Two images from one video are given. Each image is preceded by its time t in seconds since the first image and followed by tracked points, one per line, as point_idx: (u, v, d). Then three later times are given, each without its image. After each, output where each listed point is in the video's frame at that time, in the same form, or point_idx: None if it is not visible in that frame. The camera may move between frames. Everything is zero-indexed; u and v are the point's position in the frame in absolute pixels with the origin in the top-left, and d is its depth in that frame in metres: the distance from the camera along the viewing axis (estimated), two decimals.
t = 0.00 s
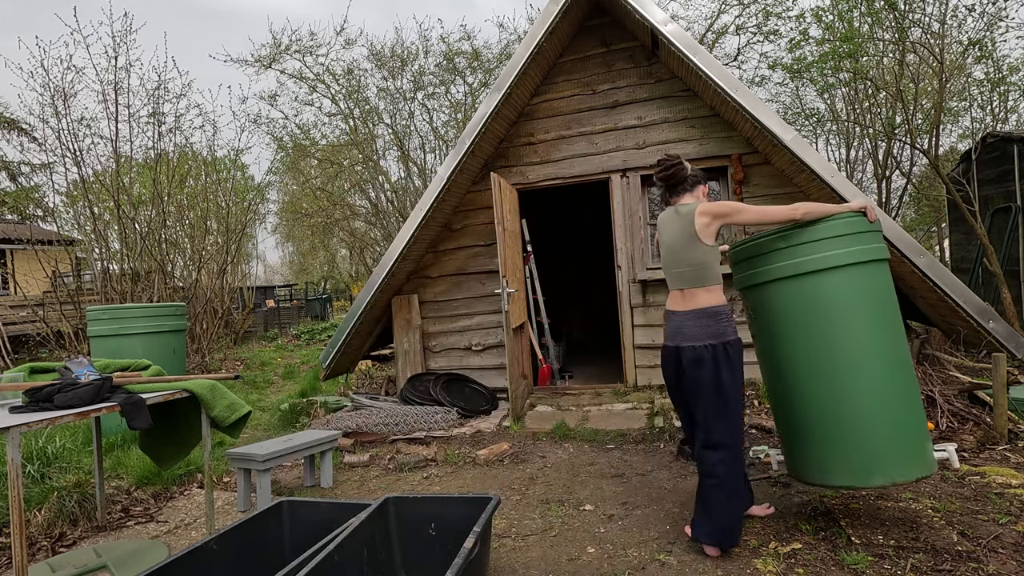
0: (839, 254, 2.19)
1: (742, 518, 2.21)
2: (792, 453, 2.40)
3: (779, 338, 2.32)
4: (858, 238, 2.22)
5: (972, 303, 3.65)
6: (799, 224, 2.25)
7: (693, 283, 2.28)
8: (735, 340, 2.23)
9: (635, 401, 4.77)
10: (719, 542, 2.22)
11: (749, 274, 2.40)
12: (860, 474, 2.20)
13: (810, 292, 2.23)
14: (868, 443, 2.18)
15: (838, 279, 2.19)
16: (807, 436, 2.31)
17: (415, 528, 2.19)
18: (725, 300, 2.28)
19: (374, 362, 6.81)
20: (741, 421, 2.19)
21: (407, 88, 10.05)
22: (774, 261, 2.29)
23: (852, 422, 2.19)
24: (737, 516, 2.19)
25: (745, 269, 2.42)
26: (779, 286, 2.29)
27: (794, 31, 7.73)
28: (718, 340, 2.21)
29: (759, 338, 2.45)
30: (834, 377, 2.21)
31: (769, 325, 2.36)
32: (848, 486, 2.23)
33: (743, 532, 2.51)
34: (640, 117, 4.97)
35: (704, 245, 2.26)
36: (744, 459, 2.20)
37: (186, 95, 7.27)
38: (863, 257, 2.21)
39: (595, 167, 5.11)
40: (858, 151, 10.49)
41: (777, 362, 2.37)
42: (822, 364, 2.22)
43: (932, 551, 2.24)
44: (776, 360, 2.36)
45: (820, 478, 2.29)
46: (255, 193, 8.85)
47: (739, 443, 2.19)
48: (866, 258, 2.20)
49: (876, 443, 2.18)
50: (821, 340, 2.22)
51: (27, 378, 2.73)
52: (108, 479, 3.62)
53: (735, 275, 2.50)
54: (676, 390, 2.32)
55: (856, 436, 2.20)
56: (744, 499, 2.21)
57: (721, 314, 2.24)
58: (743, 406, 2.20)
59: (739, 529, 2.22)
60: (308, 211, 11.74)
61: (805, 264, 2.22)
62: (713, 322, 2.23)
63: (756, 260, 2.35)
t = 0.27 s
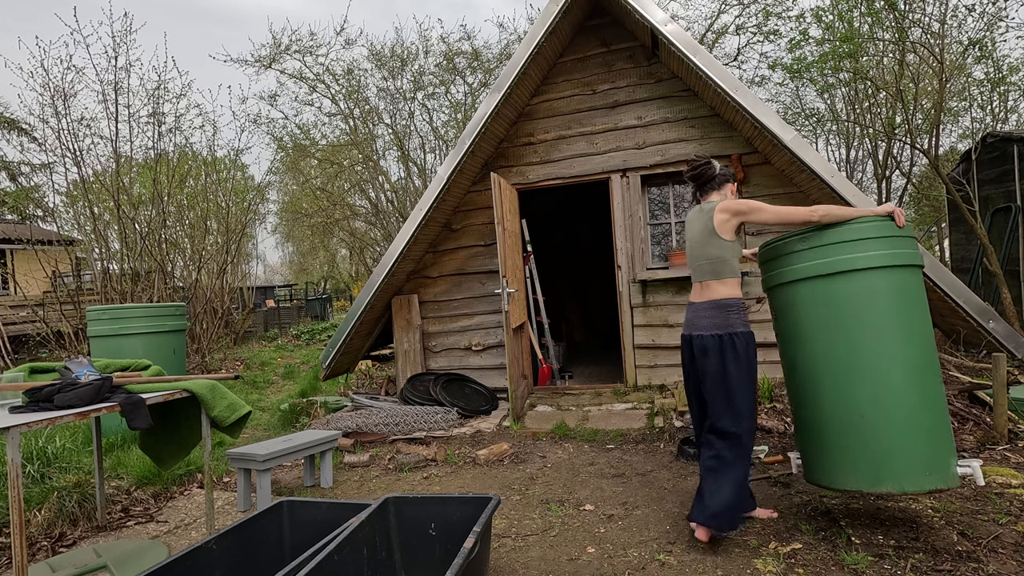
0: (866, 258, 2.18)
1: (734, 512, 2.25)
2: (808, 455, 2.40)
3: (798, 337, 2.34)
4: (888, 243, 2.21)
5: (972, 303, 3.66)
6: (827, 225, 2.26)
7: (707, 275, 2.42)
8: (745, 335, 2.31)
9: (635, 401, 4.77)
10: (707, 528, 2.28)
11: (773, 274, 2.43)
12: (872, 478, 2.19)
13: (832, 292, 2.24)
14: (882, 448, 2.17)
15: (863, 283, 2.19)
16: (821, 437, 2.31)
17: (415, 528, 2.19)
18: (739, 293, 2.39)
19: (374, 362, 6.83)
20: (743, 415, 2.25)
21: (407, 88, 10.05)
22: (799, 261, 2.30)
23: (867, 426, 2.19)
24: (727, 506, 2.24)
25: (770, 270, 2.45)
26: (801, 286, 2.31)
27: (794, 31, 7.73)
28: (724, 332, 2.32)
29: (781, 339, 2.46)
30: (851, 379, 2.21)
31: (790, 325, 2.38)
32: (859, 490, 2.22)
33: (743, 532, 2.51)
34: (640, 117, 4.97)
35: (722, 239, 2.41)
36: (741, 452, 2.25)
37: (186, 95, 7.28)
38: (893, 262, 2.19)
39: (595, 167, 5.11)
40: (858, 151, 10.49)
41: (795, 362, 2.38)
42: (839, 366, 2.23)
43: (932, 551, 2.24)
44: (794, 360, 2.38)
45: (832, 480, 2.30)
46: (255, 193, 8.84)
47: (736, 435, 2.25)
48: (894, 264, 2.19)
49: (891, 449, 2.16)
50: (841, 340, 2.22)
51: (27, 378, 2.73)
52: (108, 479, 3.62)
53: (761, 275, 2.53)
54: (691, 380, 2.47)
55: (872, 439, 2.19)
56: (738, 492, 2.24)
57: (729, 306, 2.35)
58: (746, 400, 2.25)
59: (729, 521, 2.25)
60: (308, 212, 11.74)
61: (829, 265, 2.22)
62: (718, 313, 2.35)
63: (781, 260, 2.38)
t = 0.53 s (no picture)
0: (891, 283, 2.15)
1: (697, 494, 2.33)
2: (819, 473, 2.42)
3: (814, 357, 2.35)
4: (914, 268, 2.17)
5: (972, 303, 3.66)
6: (853, 246, 2.22)
7: (717, 267, 2.48)
8: (741, 329, 2.36)
9: (635, 401, 4.78)
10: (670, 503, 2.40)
11: (791, 291, 2.41)
12: (880, 500, 2.21)
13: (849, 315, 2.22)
14: (892, 472, 2.18)
15: (885, 307, 2.17)
16: (831, 456, 2.33)
17: (415, 528, 2.19)
18: (746, 289, 2.44)
19: (374, 362, 6.84)
20: (726, 404, 2.31)
21: (407, 88, 10.05)
22: (820, 280, 2.28)
23: (878, 449, 2.20)
24: (690, 486, 2.33)
25: (789, 288, 2.44)
26: (821, 305, 2.30)
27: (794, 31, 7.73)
28: (722, 322, 2.37)
29: (797, 356, 2.46)
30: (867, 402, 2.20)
31: (807, 343, 2.38)
32: (866, 510, 2.24)
33: (743, 532, 2.51)
34: (640, 117, 4.97)
35: (738, 233, 2.46)
36: (715, 439, 2.32)
37: (186, 95, 7.28)
38: (914, 287, 2.16)
39: (595, 167, 5.10)
40: (858, 151, 10.50)
41: (810, 381, 2.39)
42: (854, 388, 2.23)
43: (932, 551, 2.24)
44: (809, 379, 2.39)
45: (839, 498, 2.33)
46: (255, 193, 8.83)
47: (713, 421, 2.33)
48: (918, 290, 2.16)
49: (901, 473, 2.17)
50: (856, 363, 2.22)
51: (27, 378, 2.73)
52: (108, 479, 3.62)
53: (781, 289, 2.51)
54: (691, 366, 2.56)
55: (883, 463, 2.19)
56: (705, 476, 2.33)
57: (733, 299, 2.39)
58: (728, 391, 2.31)
59: (692, 501, 2.35)
60: (308, 211, 11.75)
61: (852, 287, 2.19)
62: (722, 304, 2.39)
63: (802, 278, 2.36)
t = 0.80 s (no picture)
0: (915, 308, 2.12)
1: (660, 476, 2.32)
2: (835, 490, 2.43)
3: (831, 378, 2.34)
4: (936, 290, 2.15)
5: (972, 303, 3.66)
6: (876, 269, 2.18)
7: (727, 267, 2.56)
8: (734, 326, 2.42)
9: (635, 401, 4.78)
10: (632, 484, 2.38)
11: (809, 310, 2.39)
12: (895, 522, 2.22)
13: (869, 338, 2.20)
14: (908, 495, 2.18)
15: (907, 333, 2.15)
16: (849, 479, 2.33)
17: (415, 528, 2.19)
18: (747, 289, 2.50)
19: (375, 362, 6.85)
20: (706, 389, 2.36)
21: (407, 88, 10.05)
22: (842, 303, 2.24)
23: (895, 472, 2.20)
24: (655, 466, 2.32)
25: (808, 306, 2.41)
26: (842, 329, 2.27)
27: (794, 31, 7.72)
28: (716, 316, 2.45)
29: (813, 373, 2.45)
30: (887, 428, 2.19)
31: (826, 364, 2.36)
32: (883, 532, 2.26)
33: (743, 532, 2.51)
34: (640, 117, 4.97)
35: (754, 236, 2.52)
36: (690, 424, 2.34)
37: (186, 95, 7.28)
38: (936, 311, 2.13)
39: (595, 167, 5.11)
40: (858, 151, 10.50)
41: (829, 404, 2.37)
42: (875, 414, 2.21)
43: (932, 551, 2.24)
44: (825, 398, 2.38)
45: (857, 519, 2.34)
46: (255, 193, 8.82)
47: (691, 406, 2.36)
48: (940, 314, 2.14)
49: (921, 498, 2.17)
50: (874, 387, 2.20)
51: (27, 378, 2.73)
52: (108, 479, 3.62)
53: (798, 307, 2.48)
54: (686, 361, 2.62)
55: (899, 486, 2.20)
56: (674, 458, 2.33)
57: (732, 296, 2.47)
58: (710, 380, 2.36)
59: (654, 482, 2.33)
60: (308, 211, 11.75)
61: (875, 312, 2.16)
62: (721, 299, 2.48)
63: (822, 298, 2.32)
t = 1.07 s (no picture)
0: (937, 317, 2.07)
1: (643, 469, 2.35)
2: (841, 491, 2.43)
3: (843, 380, 2.32)
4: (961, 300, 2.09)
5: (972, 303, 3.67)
6: (899, 275, 2.13)
7: (730, 268, 2.56)
8: (728, 324, 2.41)
9: (635, 401, 4.78)
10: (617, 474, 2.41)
11: (827, 311, 2.36)
12: (898, 526, 2.22)
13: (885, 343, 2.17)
14: (915, 501, 2.18)
15: (925, 342, 2.10)
16: (857, 481, 2.33)
17: (415, 528, 2.19)
18: (745, 290, 2.49)
19: (375, 362, 6.85)
20: (695, 386, 2.36)
21: (407, 88, 10.05)
22: (861, 306, 2.21)
23: (902, 476, 2.19)
24: (637, 457, 2.34)
25: (826, 306, 2.38)
26: (857, 332, 2.25)
27: (794, 31, 7.73)
28: (710, 315, 2.45)
29: (826, 375, 2.43)
30: (895, 435, 2.18)
31: (839, 366, 2.34)
32: (886, 536, 2.26)
33: (743, 532, 2.51)
34: (640, 117, 4.97)
35: (759, 237, 2.51)
36: (676, 419, 2.36)
37: (186, 95, 7.28)
38: (958, 320, 2.08)
39: (595, 167, 5.10)
40: (858, 151, 10.50)
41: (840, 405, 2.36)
42: (886, 418, 2.19)
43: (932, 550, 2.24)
44: (837, 399, 2.37)
45: (861, 521, 2.35)
46: (255, 193, 8.82)
47: (678, 401, 2.38)
48: (962, 323, 2.09)
49: (928, 505, 2.16)
50: (887, 391, 2.18)
51: (27, 378, 2.73)
52: (108, 479, 3.62)
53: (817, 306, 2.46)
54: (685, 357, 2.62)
55: (906, 490, 2.19)
56: (658, 450, 2.36)
57: (728, 296, 2.47)
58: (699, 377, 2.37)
59: (638, 473, 2.37)
60: (308, 211, 11.76)
61: (894, 318, 2.12)
62: (716, 299, 2.48)
63: (840, 299, 2.30)
